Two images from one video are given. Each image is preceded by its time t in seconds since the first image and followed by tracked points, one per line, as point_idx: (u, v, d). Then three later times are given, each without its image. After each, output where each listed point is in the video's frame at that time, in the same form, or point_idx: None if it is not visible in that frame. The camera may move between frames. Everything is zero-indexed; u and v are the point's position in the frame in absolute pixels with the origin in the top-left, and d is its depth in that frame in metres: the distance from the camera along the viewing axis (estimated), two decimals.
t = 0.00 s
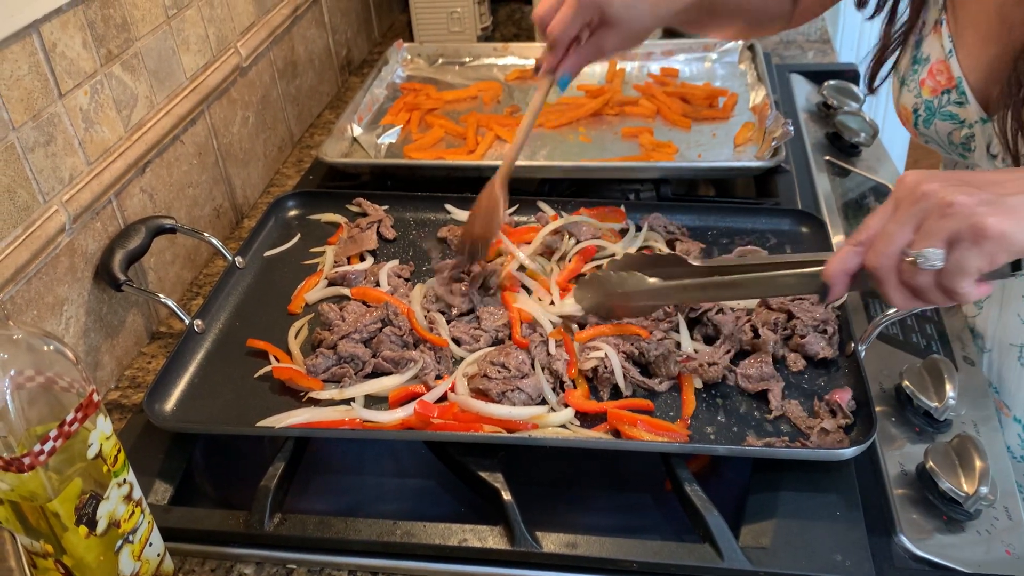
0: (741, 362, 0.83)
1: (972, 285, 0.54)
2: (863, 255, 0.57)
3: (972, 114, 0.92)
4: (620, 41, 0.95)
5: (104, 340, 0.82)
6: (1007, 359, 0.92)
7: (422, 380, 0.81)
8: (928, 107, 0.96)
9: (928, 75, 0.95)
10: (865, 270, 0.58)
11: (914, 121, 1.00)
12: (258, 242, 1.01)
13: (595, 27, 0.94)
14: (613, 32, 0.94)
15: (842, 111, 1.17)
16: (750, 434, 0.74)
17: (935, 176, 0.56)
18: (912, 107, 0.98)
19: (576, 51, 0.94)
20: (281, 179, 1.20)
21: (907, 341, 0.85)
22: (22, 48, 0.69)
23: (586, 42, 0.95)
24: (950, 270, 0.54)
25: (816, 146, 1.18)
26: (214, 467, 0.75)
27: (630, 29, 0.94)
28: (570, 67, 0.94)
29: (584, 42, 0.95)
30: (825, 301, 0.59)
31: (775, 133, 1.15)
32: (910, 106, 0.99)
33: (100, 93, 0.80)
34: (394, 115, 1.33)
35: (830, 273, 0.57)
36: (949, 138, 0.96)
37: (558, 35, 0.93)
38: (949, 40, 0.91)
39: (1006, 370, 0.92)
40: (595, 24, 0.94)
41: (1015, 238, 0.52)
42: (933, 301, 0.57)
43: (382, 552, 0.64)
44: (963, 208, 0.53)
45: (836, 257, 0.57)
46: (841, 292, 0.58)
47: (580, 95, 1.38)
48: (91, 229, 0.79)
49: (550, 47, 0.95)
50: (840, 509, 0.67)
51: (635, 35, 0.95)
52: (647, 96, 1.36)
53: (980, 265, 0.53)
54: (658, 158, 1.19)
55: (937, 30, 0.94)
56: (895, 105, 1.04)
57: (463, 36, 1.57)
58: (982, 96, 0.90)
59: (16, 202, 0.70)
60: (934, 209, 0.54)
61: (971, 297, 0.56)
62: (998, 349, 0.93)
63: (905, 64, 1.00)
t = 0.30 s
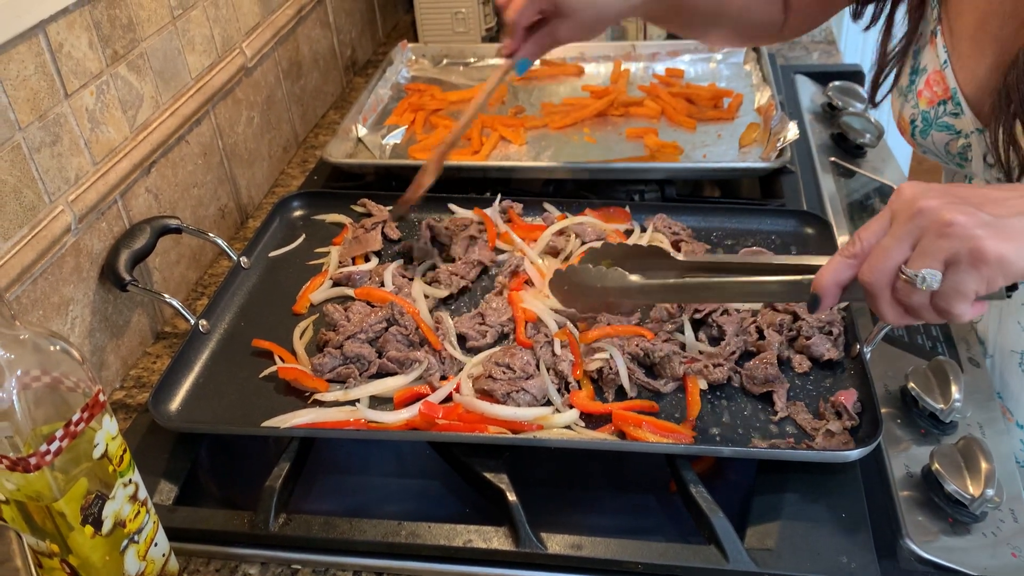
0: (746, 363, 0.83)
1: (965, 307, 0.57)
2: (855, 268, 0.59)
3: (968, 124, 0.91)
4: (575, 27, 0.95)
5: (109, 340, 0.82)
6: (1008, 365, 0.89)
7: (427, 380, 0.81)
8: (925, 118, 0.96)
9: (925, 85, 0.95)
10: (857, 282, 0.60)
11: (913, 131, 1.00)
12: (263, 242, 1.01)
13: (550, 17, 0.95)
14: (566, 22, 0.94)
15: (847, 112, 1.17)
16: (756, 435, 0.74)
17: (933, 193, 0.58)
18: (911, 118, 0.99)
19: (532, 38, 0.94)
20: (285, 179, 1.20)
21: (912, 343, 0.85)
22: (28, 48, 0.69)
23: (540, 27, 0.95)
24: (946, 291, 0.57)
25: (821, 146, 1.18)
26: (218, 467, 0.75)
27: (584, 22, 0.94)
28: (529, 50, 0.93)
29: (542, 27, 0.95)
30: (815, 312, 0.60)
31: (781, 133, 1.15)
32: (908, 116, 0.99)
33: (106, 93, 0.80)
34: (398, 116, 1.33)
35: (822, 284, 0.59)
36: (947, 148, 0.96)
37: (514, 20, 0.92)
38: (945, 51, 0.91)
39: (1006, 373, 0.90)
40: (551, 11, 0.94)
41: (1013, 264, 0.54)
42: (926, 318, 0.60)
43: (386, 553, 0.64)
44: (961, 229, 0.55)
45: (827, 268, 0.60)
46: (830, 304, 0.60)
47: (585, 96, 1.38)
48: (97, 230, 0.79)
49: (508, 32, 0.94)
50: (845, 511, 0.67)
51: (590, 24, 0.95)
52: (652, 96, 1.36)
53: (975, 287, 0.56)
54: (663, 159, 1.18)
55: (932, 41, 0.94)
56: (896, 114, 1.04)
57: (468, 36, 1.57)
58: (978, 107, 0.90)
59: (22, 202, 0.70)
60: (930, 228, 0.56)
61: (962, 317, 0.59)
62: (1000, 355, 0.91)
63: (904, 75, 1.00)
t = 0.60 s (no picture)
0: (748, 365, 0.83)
1: None
2: (912, 288, 0.55)
3: (971, 128, 0.91)
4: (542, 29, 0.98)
5: (113, 341, 0.82)
6: (1012, 369, 0.90)
7: (430, 382, 0.81)
8: (928, 122, 0.97)
9: (929, 88, 0.95)
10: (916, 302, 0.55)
11: (916, 135, 1.00)
12: (266, 243, 1.01)
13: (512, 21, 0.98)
14: (532, 23, 0.97)
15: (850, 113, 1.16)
16: (759, 437, 0.74)
17: (997, 200, 0.54)
18: (914, 121, 0.99)
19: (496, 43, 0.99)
20: (289, 180, 1.20)
21: (916, 345, 0.85)
22: (32, 51, 0.69)
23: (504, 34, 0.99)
24: None
25: (825, 148, 1.17)
26: (221, 468, 0.75)
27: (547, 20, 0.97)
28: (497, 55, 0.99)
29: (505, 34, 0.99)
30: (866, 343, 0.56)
31: (784, 135, 1.14)
32: (913, 119, 1.00)
33: (110, 95, 0.80)
34: (401, 117, 1.33)
35: (876, 306, 0.54)
36: (948, 152, 0.96)
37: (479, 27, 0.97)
38: (948, 55, 0.91)
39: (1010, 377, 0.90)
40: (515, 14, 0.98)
41: None
42: (999, 339, 0.55)
43: (389, 554, 0.64)
44: None
45: (877, 291, 0.55)
46: (886, 328, 0.55)
47: (588, 97, 1.38)
48: (101, 231, 0.79)
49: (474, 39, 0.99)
50: (848, 514, 0.66)
51: (555, 23, 0.98)
52: (656, 98, 1.36)
53: None
54: (666, 160, 1.18)
55: (936, 45, 0.94)
56: (900, 117, 1.05)
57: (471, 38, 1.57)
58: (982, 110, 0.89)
59: (26, 204, 0.70)
60: (1000, 240, 0.52)
61: None
62: (1004, 359, 0.92)
63: (909, 78, 1.01)
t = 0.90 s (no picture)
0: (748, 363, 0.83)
1: None
2: (903, 309, 0.52)
3: (982, 129, 0.91)
4: (536, 55, 0.95)
5: (113, 341, 0.82)
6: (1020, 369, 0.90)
7: (431, 382, 0.81)
8: (936, 123, 0.97)
9: (936, 90, 0.96)
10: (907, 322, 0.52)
11: (924, 137, 1.00)
12: (266, 243, 1.01)
13: (506, 47, 0.94)
14: (525, 51, 0.94)
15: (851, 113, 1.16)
16: (759, 438, 0.74)
17: (980, 221, 0.53)
18: (923, 123, 0.99)
19: (487, 76, 0.96)
20: (289, 180, 1.20)
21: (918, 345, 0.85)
22: (32, 50, 0.69)
23: (498, 64, 0.96)
24: (1014, 324, 0.51)
25: (826, 148, 1.17)
26: (221, 467, 0.75)
27: (544, 47, 0.94)
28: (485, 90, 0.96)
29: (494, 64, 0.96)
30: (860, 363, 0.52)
31: (785, 134, 1.14)
32: (919, 121, 1.00)
33: (109, 95, 0.80)
34: (402, 117, 1.33)
35: (870, 330, 0.50)
36: (957, 153, 0.97)
37: (467, 56, 0.93)
38: (954, 57, 0.92)
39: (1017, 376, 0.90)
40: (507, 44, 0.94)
41: None
42: (986, 355, 0.53)
43: (389, 555, 0.64)
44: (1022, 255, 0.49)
45: (870, 313, 0.51)
46: (880, 351, 0.51)
47: (589, 97, 1.38)
48: (101, 231, 0.79)
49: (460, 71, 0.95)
50: (849, 514, 0.66)
51: (549, 52, 0.95)
52: (656, 98, 1.36)
53: None
54: (667, 160, 1.18)
55: (942, 47, 0.94)
56: (906, 119, 1.05)
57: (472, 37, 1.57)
58: (991, 110, 0.90)
59: (26, 204, 0.70)
60: (985, 258, 0.51)
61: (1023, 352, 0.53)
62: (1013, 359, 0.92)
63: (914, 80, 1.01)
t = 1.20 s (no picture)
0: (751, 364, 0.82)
1: None
2: (910, 305, 0.46)
3: (994, 129, 0.92)
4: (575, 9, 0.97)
5: (114, 340, 0.82)
6: None
7: (431, 382, 0.81)
8: (948, 125, 0.97)
9: (948, 91, 0.97)
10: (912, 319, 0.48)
11: (935, 140, 1.01)
12: (267, 242, 1.01)
13: None
14: None
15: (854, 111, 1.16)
16: (761, 437, 0.74)
17: None
18: (934, 125, 1.00)
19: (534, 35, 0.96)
20: (291, 179, 1.20)
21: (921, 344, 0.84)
22: (32, 49, 0.69)
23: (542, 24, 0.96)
24: None
25: (828, 146, 1.17)
26: (223, 467, 0.75)
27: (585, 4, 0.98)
28: (535, 49, 0.95)
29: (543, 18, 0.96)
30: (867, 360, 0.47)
31: (787, 132, 1.14)
32: (930, 124, 1.00)
33: (110, 94, 0.80)
34: (403, 115, 1.32)
35: (877, 325, 0.45)
36: (970, 155, 0.97)
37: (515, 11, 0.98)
38: (968, 57, 0.93)
39: None
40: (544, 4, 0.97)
41: None
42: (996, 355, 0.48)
43: (389, 554, 0.63)
44: None
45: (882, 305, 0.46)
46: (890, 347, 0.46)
47: (590, 95, 1.37)
48: (101, 230, 0.79)
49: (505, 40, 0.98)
50: (852, 513, 0.66)
51: None
52: (658, 96, 1.35)
53: None
54: (669, 158, 1.18)
55: (955, 47, 0.95)
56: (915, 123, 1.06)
57: (473, 36, 1.56)
58: (1006, 111, 0.91)
59: (27, 203, 0.70)
60: (995, 256, 0.48)
61: None
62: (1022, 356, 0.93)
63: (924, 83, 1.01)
